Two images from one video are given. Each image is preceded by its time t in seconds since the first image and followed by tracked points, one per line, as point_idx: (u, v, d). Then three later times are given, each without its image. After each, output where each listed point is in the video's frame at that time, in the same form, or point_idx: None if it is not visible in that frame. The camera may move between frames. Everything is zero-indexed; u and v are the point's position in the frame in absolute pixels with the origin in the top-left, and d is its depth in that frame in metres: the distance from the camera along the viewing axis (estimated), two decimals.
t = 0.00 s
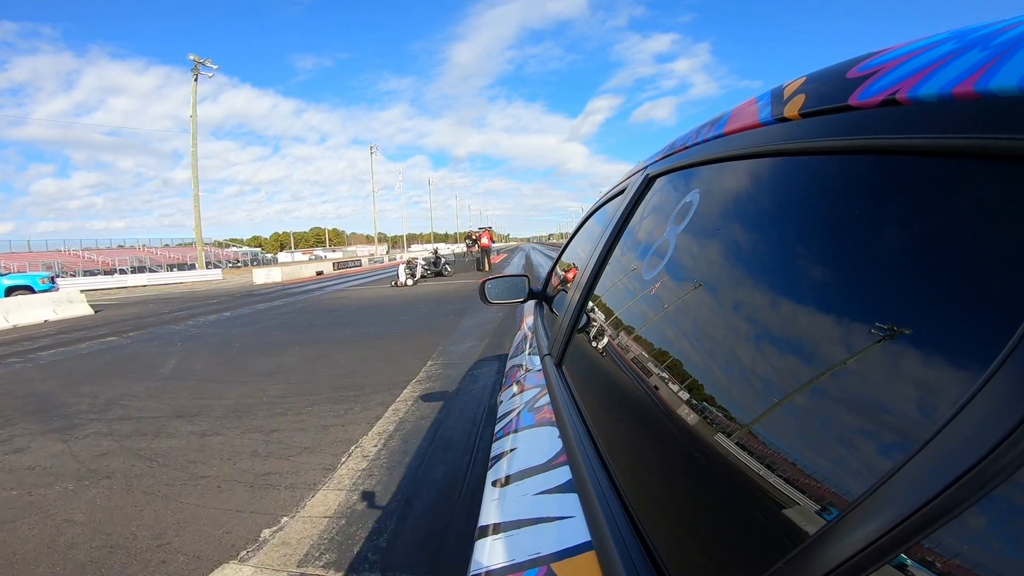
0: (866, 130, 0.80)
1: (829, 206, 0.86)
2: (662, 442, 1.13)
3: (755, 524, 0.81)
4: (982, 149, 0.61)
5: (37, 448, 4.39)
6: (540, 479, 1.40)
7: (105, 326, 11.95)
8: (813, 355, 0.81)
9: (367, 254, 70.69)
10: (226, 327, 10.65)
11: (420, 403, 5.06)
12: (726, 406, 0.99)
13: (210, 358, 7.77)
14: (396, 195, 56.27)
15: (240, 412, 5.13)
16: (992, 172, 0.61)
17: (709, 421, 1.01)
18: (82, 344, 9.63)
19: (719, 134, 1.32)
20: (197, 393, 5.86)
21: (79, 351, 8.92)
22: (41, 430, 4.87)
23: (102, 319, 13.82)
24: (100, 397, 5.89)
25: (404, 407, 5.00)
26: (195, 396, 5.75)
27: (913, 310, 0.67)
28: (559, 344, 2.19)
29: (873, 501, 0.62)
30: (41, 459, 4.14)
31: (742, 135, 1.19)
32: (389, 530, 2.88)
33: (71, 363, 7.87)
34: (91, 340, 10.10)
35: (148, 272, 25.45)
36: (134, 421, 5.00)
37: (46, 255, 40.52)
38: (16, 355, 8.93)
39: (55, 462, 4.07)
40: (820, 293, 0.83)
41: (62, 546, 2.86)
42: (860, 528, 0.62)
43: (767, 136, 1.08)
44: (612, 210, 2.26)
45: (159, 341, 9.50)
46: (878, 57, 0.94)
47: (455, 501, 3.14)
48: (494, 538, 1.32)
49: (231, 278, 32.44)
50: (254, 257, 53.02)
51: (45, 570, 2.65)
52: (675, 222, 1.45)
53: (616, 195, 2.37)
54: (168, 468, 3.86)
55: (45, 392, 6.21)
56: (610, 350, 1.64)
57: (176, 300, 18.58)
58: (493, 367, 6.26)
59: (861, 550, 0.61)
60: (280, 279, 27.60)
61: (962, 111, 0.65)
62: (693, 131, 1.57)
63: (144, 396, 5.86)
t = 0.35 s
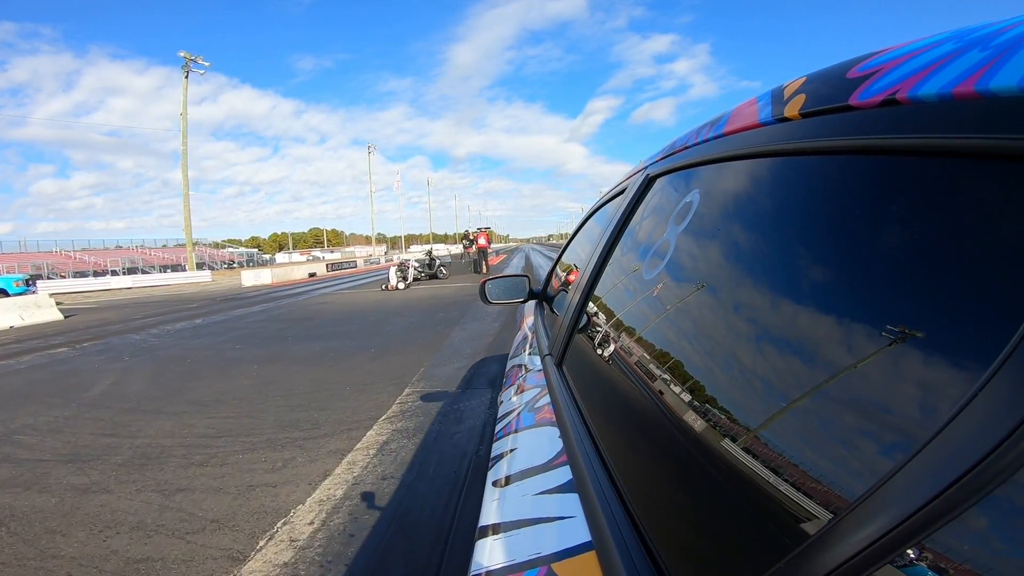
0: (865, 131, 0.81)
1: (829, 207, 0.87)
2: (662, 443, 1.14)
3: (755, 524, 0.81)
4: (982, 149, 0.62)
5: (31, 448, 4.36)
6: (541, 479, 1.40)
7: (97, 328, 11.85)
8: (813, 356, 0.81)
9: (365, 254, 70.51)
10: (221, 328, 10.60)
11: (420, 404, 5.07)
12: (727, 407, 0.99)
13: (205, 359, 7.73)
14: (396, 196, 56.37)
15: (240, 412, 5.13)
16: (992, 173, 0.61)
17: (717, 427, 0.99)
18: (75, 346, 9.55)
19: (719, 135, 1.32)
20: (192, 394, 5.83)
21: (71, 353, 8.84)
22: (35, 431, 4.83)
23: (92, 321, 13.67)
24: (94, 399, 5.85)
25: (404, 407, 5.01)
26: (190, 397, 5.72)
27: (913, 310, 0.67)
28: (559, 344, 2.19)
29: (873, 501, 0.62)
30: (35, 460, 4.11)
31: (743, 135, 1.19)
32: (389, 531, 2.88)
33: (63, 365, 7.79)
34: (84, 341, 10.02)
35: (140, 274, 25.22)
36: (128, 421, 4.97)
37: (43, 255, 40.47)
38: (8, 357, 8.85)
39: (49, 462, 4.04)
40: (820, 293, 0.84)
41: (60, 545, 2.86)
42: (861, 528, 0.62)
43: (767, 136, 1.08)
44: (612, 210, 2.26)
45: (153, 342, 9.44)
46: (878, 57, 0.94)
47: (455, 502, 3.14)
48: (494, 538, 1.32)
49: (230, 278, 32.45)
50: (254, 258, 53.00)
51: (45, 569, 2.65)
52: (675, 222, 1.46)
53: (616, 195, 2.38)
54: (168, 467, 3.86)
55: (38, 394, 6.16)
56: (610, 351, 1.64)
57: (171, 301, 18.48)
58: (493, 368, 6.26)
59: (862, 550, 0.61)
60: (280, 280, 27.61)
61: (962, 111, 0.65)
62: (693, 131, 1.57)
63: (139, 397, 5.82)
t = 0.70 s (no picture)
0: (866, 131, 0.81)
1: (828, 207, 0.87)
2: (664, 443, 1.13)
3: (756, 526, 0.80)
4: (982, 149, 0.62)
5: (24, 453, 4.32)
6: (540, 478, 1.40)
7: (91, 332, 11.76)
8: (813, 356, 0.81)
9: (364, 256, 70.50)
10: (217, 331, 10.54)
11: (420, 405, 5.06)
12: (727, 408, 0.99)
13: (199, 363, 7.68)
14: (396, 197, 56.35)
15: (239, 414, 5.13)
16: (992, 172, 0.61)
17: (720, 432, 0.98)
18: (68, 352, 9.47)
19: (719, 134, 1.32)
20: (187, 398, 5.79)
21: (65, 358, 8.77)
22: (28, 436, 4.79)
23: (85, 326, 13.57)
24: (88, 403, 5.80)
25: (404, 409, 5.00)
26: (184, 401, 5.69)
27: (913, 310, 0.67)
28: (559, 344, 2.19)
29: (872, 502, 0.62)
30: (28, 465, 4.07)
31: (743, 135, 1.19)
32: (389, 532, 2.88)
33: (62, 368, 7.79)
34: (77, 347, 9.93)
35: (136, 277, 25.08)
36: (122, 426, 4.94)
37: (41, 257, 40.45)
38: (7, 361, 8.84)
39: (42, 467, 4.00)
40: (819, 293, 0.84)
41: (61, 547, 2.87)
42: (860, 528, 0.62)
43: (768, 136, 1.08)
44: (612, 210, 2.26)
45: (148, 347, 9.37)
46: (878, 56, 0.94)
47: (455, 503, 3.14)
48: (494, 537, 1.32)
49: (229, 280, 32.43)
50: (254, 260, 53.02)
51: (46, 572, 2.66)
52: (675, 222, 1.46)
53: (616, 195, 2.37)
54: (167, 469, 3.86)
55: (31, 399, 6.11)
56: (611, 351, 1.64)
57: (171, 303, 18.45)
58: (493, 369, 6.26)
59: (861, 549, 0.61)
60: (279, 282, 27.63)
61: (963, 111, 0.65)
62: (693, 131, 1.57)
63: (134, 401, 5.79)
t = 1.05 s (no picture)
0: (866, 131, 0.81)
1: (828, 208, 0.87)
2: (665, 445, 1.13)
3: (758, 529, 0.80)
4: (981, 150, 0.62)
5: (18, 451, 4.28)
6: (541, 479, 1.40)
7: (80, 333, 11.60)
8: (813, 357, 0.81)
9: (361, 257, 70.29)
10: (212, 331, 10.46)
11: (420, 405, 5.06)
12: (728, 409, 0.99)
13: (198, 361, 7.67)
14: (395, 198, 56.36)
15: (238, 412, 5.12)
16: (992, 173, 0.62)
17: (724, 436, 0.97)
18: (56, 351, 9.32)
19: (719, 135, 1.33)
20: (178, 397, 5.72)
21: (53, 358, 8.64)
22: (27, 433, 4.78)
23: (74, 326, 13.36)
24: (78, 403, 5.72)
25: (403, 409, 5.00)
26: (175, 400, 5.62)
27: (913, 311, 0.67)
28: (559, 345, 2.18)
29: (873, 504, 0.62)
30: (16, 465, 4.01)
31: (743, 136, 1.19)
32: (388, 532, 2.88)
33: (61, 366, 7.79)
34: (76, 344, 9.92)
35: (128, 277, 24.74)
36: (122, 423, 4.93)
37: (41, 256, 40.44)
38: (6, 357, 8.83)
39: (31, 467, 3.94)
40: (818, 294, 0.84)
41: (60, 544, 2.87)
42: (861, 530, 0.62)
43: (768, 137, 1.08)
44: (611, 211, 2.26)
45: (147, 345, 9.35)
46: (878, 57, 0.94)
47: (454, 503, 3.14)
48: (494, 538, 1.32)
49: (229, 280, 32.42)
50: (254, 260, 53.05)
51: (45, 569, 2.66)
52: (675, 223, 1.46)
53: (616, 196, 2.37)
54: (167, 467, 3.86)
55: (20, 398, 6.02)
56: (611, 353, 1.64)
57: (170, 302, 18.44)
58: (493, 370, 6.25)
59: (861, 550, 0.61)
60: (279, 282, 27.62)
61: (963, 111, 0.65)
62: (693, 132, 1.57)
63: (123, 400, 5.71)
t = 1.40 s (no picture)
0: (866, 132, 0.81)
1: (828, 209, 0.87)
2: (666, 446, 1.13)
3: (758, 531, 0.80)
4: (982, 150, 0.62)
5: (18, 453, 4.28)
6: (541, 480, 1.40)
7: (75, 335, 11.51)
8: (813, 359, 0.82)
9: (361, 258, 70.31)
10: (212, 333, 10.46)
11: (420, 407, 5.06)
12: (728, 411, 0.99)
13: (198, 363, 7.67)
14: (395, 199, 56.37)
15: (238, 413, 5.13)
16: (992, 174, 0.62)
17: (724, 437, 0.97)
18: (44, 355, 9.17)
19: (719, 136, 1.33)
20: (168, 401, 5.65)
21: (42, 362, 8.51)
22: (27, 434, 4.79)
23: (62, 330, 13.15)
24: (67, 407, 5.64)
25: (403, 410, 5.00)
26: (170, 403, 5.59)
27: (914, 312, 0.67)
28: (559, 346, 2.19)
29: (873, 505, 0.62)
30: (11, 468, 3.98)
31: (743, 136, 1.19)
32: (388, 533, 2.88)
33: (61, 368, 7.79)
34: (76, 346, 9.91)
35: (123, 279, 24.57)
36: (122, 424, 4.94)
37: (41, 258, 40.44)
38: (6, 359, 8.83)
39: (31, 469, 3.94)
40: (819, 295, 0.84)
41: (61, 545, 2.87)
42: (861, 531, 0.62)
43: (768, 138, 1.08)
44: (611, 212, 2.26)
45: (146, 347, 9.35)
46: (878, 58, 0.95)
47: (455, 504, 3.15)
48: (494, 538, 1.32)
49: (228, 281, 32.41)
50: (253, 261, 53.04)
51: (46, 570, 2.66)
52: (675, 223, 1.46)
53: (616, 196, 2.38)
54: (168, 469, 3.86)
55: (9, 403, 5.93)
56: (612, 354, 1.64)
57: (170, 304, 18.43)
58: (493, 371, 6.25)
59: (861, 551, 0.61)
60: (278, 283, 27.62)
61: (963, 112, 0.65)
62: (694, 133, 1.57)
63: (114, 404, 5.65)
